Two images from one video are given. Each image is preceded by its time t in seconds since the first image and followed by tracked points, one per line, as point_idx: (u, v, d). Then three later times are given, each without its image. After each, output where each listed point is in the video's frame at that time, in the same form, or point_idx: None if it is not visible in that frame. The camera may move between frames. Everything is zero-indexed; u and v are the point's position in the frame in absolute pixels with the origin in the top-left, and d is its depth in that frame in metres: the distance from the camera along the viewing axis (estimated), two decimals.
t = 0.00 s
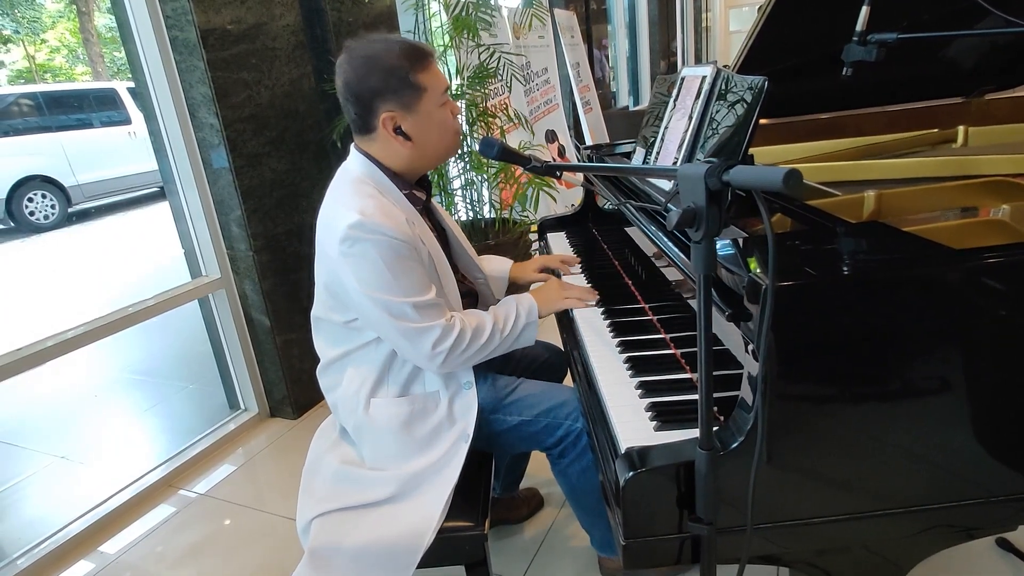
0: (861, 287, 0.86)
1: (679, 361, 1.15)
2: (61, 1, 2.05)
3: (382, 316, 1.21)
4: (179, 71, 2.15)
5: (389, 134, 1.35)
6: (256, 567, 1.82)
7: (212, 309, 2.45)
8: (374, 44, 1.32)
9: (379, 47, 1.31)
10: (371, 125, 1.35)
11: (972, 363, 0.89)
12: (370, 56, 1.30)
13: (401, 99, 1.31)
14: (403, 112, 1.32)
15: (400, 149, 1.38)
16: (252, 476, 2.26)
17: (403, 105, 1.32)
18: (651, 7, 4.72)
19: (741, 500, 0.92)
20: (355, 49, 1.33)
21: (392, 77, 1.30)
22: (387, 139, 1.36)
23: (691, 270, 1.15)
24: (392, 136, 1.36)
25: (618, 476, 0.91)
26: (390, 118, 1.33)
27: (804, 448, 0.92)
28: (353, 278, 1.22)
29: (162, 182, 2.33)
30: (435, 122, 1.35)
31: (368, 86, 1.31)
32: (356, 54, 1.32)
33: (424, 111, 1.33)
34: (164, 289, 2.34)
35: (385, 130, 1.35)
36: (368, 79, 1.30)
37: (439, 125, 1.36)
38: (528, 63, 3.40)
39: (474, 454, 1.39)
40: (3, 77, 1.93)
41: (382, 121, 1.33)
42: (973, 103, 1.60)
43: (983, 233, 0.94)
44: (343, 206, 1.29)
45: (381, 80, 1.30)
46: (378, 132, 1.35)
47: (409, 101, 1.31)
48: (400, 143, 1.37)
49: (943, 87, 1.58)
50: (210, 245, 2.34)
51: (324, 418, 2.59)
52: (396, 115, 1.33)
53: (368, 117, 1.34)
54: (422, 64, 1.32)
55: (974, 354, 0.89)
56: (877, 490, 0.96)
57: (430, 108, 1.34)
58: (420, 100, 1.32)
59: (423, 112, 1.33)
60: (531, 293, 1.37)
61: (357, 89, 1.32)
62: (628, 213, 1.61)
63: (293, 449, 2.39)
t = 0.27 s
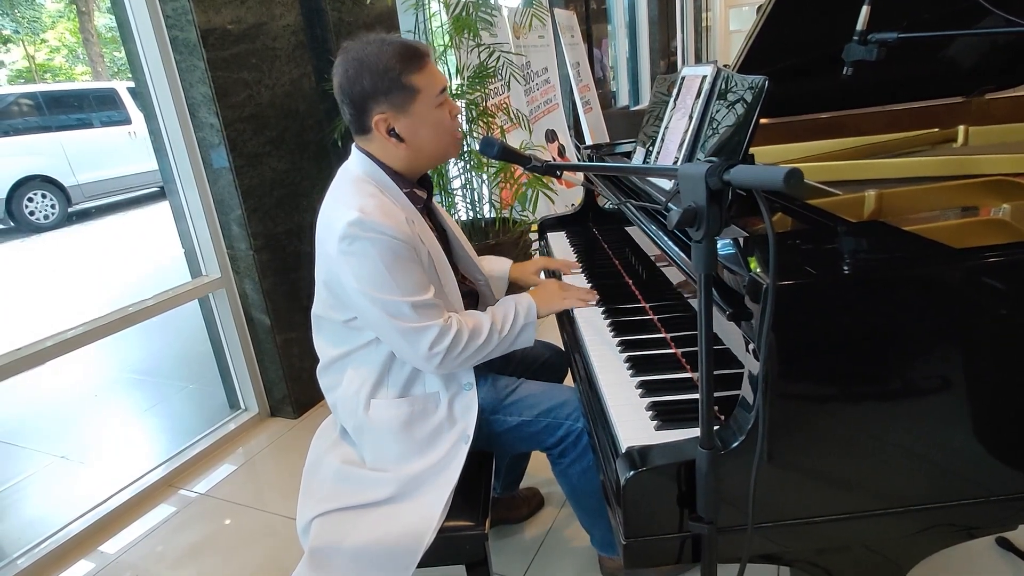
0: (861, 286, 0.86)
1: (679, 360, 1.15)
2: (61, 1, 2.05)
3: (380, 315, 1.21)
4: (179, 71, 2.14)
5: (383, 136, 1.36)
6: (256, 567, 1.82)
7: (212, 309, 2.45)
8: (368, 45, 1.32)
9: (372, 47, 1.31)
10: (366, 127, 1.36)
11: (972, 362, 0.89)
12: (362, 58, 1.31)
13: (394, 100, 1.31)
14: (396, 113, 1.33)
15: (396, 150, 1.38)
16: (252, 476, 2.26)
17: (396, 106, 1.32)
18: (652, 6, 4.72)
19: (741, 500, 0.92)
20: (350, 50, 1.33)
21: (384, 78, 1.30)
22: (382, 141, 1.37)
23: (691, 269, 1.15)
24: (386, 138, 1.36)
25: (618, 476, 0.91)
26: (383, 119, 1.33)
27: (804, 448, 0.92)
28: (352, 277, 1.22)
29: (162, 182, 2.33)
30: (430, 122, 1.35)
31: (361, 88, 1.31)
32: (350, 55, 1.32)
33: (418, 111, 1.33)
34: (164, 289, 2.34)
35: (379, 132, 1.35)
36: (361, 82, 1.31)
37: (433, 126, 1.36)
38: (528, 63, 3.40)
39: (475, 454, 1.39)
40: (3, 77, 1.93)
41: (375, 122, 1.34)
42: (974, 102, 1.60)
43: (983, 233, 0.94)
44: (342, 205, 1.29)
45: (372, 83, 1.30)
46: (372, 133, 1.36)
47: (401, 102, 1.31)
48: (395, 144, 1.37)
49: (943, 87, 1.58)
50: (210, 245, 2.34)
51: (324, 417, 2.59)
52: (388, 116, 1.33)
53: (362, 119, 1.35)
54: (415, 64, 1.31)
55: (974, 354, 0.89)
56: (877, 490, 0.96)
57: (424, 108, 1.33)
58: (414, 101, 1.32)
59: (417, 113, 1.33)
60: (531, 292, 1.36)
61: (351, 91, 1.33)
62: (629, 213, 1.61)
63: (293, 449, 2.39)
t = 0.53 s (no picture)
0: (861, 286, 0.86)
1: (678, 360, 1.15)
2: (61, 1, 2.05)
3: (381, 311, 1.21)
4: (179, 71, 2.14)
5: (381, 135, 1.36)
6: (255, 567, 1.82)
7: (212, 309, 2.45)
8: (366, 45, 1.32)
9: (370, 47, 1.31)
10: (364, 126, 1.36)
11: (972, 362, 0.89)
12: (360, 58, 1.31)
13: (391, 100, 1.31)
14: (393, 113, 1.33)
15: (394, 149, 1.38)
16: (252, 475, 2.26)
17: (393, 106, 1.32)
18: (651, 5, 4.73)
19: (740, 500, 0.92)
20: (348, 49, 1.33)
21: (381, 78, 1.30)
22: (380, 140, 1.37)
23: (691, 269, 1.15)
24: (384, 137, 1.36)
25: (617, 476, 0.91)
26: (380, 118, 1.33)
27: (804, 447, 0.92)
28: (352, 273, 1.22)
29: (161, 181, 2.33)
30: (428, 122, 1.35)
31: (358, 87, 1.32)
32: (349, 54, 1.33)
33: (416, 111, 1.33)
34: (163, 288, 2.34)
35: (377, 131, 1.35)
36: (359, 81, 1.31)
37: (430, 125, 1.36)
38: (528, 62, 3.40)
39: (474, 452, 1.39)
40: (3, 76, 1.93)
41: (373, 122, 1.34)
42: (974, 102, 1.59)
43: (982, 232, 0.94)
44: (341, 202, 1.29)
45: (370, 82, 1.30)
46: (371, 132, 1.36)
47: (399, 102, 1.31)
48: (392, 143, 1.37)
49: (943, 86, 1.58)
50: (210, 244, 2.34)
51: (323, 417, 2.59)
52: (386, 115, 1.33)
53: (360, 118, 1.35)
54: (414, 64, 1.31)
55: (974, 353, 0.89)
56: (877, 490, 0.96)
57: (422, 108, 1.33)
58: (412, 101, 1.32)
59: (414, 113, 1.33)
60: (531, 283, 1.36)
61: (349, 90, 1.33)
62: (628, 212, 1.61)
63: (293, 449, 2.39)
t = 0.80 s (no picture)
0: (861, 285, 0.86)
1: (678, 359, 1.15)
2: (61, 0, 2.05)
3: (382, 306, 1.21)
4: (179, 70, 2.14)
5: (381, 134, 1.36)
6: (255, 566, 1.82)
7: (212, 308, 2.45)
8: (367, 44, 1.32)
9: (370, 47, 1.31)
10: (365, 125, 1.36)
11: (972, 362, 0.89)
12: (360, 57, 1.31)
13: (392, 99, 1.31)
14: (394, 112, 1.33)
15: (394, 148, 1.38)
16: (252, 475, 2.26)
17: (394, 105, 1.32)
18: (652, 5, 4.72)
19: (740, 499, 0.92)
20: (350, 49, 1.33)
21: (382, 78, 1.30)
22: (380, 139, 1.37)
23: (691, 268, 1.14)
24: (385, 136, 1.36)
25: (618, 475, 0.91)
26: (381, 117, 1.33)
27: (804, 447, 0.92)
28: (353, 269, 1.22)
29: (161, 181, 2.33)
30: (428, 121, 1.35)
31: (359, 87, 1.32)
32: (349, 54, 1.33)
33: (416, 111, 1.33)
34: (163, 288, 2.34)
35: (378, 130, 1.35)
36: (360, 80, 1.31)
37: (431, 124, 1.35)
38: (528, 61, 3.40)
39: (474, 450, 1.38)
40: (3, 76, 1.93)
41: (374, 121, 1.34)
42: (974, 101, 1.58)
43: (982, 232, 0.94)
44: (342, 199, 1.29)
45: (371, 81, 1.30)
46: (371, 131, 1.36)
47: (399, 101, 1.31)
48: (393, 143, 1.37)
49: (943, 86, 1.58)
50: (210, 244, 2.34)
51: (323, 416, 2.59)
52: (386, 114, 1.33)
53: (361, 117, 1.35)
54: (415, 64, 1.31)
55: (974, 353, 0.89)
56: (877, 490, 0.96)
57: (422, 108, 1.33)
58: (412, 100, 1.32)
59: (415, 112, 1.33)
60: (534, 280, 1.36)
61: (349, 90, 1.33)
62: (628, 211, 1.61)
63: (293, 448, 2.39)
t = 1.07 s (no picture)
0: (859, 285, 0.86)
1: (677, 359, 1.15)
2: None
3: (381, 304, 1.21)
4: (178, 69, 2.14)
5: (379, 135, 1.36)
6: (255, 566, 1.82)
7: (212, 308, 2.45)
8: (367, 44, 1.32)
9: (370, 47, 1.31)
10: (363, 124, 1.36)
11: (972, 362, 0.89)
12: (360, 57, 1.31)
13: (390, 99, 1.31)
14: (391, 113, 1.33)
15: (392, 148, 1.38)
16: (252, 475, 2.26)
17: (392, 105, 1.32)
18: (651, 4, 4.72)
19: (739, 498, 0.92)
20: (350, 48, 1.33)
21: (380, 78, 1.30)
22: (379, 139, 1.37)
23: (689, 268, 1.14)
24: (382, 136, 1.36)
25: (616, 475, 0.91)
26: (379, 118, 1.33)
27: (802, 447, 0.92)
28: (353, 265, 1.22)
29: (161, 180, 2.33)
30: (426, 123, 1.35)
31: (358, 86, 1.31)
32: (349, 54, 1.32)
33: (414, 112, 1.33)
34: (163, 288, 2.34)
35: (375, 131, 1.35)
36: (358, 80, 1.31)
37: (429, 126, 1.35)
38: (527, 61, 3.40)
39: (472, 452, 1.38)
40: (3, 75, 1.93)
41: (372, 121, 1.34)
42: (974, 100, 1.58)
43: (982, 232, 0.94)
44: (342, 195, 1.29)
45: (369, 81, 1.30)
46: (369, 131, 1.36)
47: (398, 101, 1.31)
48: (391, 143, 1.37)
49: (943, 85, 1.58)
50: (209, 243, 2.34)
51: (323, 416, 2.59)
52: (384, 115, 1.33)
53: (360, 117, 1.35)
54: (413, 65, 1.31)
55: (973, 353, 0.89)
56: (877, 490, 0.96)
57: (420, 109, 1.33)
58: (410, 101, 1.32)
59: (413, 113, 1.33)
60: (533, 290, 1.36)
61: (348, 90, 1.33)
62: (627, 211, 1.61)
63: (292, 448, 2.39)
